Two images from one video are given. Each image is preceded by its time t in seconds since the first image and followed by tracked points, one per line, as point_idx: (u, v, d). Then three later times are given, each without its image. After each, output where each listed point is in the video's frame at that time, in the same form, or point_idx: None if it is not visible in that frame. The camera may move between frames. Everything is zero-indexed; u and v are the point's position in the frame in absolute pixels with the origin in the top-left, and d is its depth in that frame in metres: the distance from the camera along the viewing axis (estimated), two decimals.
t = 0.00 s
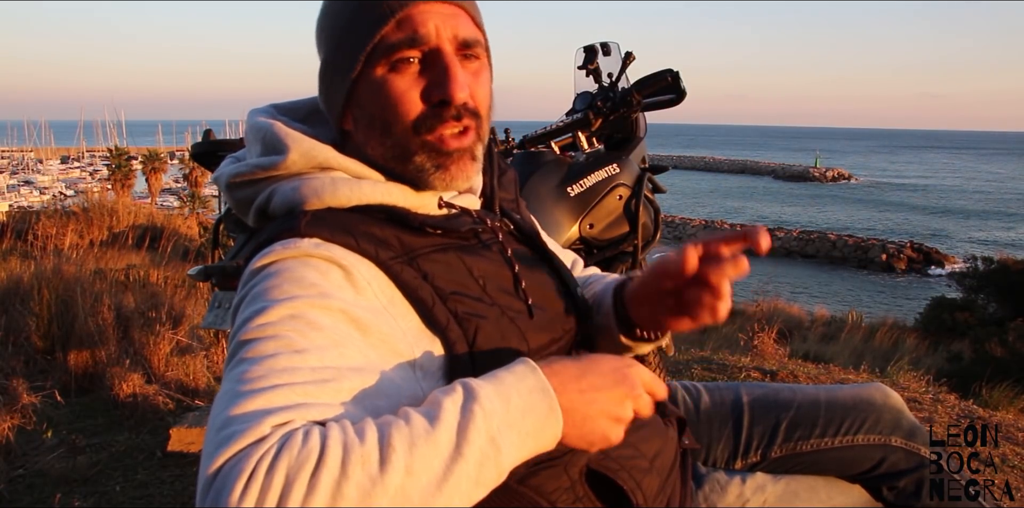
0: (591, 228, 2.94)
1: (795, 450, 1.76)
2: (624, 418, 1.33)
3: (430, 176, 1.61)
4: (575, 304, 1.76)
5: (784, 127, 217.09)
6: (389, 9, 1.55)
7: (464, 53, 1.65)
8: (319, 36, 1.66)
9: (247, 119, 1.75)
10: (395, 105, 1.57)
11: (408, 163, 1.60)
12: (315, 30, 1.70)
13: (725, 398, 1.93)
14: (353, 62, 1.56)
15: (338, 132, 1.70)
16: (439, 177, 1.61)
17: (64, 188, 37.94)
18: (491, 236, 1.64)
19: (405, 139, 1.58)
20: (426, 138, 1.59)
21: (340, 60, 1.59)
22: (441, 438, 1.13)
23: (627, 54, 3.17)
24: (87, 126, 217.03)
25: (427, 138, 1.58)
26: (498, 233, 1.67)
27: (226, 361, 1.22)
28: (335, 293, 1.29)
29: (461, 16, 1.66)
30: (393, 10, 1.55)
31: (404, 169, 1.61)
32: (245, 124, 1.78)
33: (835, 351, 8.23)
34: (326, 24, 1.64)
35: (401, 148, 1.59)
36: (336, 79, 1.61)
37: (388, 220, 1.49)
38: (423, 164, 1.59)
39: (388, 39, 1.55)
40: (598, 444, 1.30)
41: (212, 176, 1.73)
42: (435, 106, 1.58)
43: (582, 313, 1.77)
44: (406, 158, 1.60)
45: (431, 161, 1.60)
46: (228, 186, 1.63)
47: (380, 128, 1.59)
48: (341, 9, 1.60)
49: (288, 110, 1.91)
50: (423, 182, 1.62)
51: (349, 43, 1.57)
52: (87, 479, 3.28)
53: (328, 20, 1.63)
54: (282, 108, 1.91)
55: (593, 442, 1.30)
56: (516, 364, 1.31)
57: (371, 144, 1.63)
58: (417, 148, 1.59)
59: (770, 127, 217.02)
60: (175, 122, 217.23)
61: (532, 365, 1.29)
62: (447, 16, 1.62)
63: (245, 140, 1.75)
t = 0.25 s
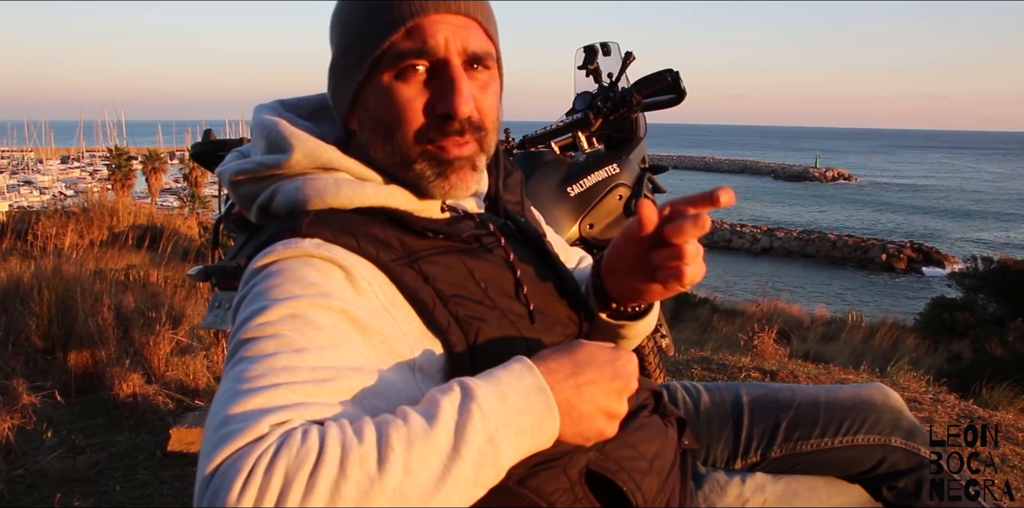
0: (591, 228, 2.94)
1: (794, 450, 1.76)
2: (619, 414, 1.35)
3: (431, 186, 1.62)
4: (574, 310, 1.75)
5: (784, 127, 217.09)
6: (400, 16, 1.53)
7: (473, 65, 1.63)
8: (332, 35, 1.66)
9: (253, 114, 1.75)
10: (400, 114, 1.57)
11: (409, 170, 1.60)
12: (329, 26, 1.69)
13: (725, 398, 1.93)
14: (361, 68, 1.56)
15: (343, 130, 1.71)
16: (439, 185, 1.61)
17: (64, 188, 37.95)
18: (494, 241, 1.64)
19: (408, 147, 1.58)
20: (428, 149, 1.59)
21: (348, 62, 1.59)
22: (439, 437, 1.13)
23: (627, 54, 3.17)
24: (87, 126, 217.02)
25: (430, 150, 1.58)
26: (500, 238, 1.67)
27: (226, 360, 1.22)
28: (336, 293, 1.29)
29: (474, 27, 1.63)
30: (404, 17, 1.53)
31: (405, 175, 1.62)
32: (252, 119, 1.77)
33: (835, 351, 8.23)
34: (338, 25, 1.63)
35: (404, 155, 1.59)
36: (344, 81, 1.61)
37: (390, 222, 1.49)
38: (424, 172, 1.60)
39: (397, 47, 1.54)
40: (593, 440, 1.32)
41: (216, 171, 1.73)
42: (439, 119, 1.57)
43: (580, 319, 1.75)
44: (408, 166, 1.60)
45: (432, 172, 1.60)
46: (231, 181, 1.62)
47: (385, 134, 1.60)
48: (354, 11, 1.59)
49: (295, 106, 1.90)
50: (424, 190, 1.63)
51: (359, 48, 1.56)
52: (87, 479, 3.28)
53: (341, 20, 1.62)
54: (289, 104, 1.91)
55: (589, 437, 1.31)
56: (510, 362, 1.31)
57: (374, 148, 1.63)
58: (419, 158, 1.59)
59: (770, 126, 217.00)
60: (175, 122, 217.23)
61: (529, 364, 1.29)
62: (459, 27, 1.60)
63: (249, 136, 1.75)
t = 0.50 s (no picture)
0: (591, 228, 2.94)
1: (794, 450, 1.76)
2: (622, 412, 1.36)
3: (434, 193, 1.62)
4: (574, 313, 1.74)
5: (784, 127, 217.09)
6: (408, 23, 1.53)
7: (480, 73, 1.63)
8: (338, 36, 1.65)
9: (255, 113, 1.75)
10: (405, 121, 1.57)
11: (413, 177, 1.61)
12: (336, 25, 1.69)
13: (725, 398, 1.93)
14: (366, 73, 1.56)
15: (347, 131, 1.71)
16: (443, 194, 1.62)
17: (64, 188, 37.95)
18: (495, 244, 1.64)
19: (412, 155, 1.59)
20: (432, 157, 1.59)
21: (354, 66, 1.59)
22: (439, 438, 1.13)
23: (627, 54, 3.17)
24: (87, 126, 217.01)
25: (434, 159, 1.59)
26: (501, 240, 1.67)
27: (227, 361, 1.22)
28: (337, 294, 1.29)
29: (482, 34, 1.63)
30: (412, 24, 1.53)
31: (409, 181, 1.62)
32: (254, 117, 1.77)
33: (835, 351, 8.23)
34: (345, 26, 1.62)
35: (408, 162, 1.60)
36: (349, 85, 1.61)
37: (390, 224, 1.50)
38: (428, 180, 1.61)
39: (403, 54, 1.53)
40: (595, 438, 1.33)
41: (217, 170, 1.73)
42: (444, 128, 1.57)
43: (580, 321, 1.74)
44: (412, 173, 1.61)
45: (436, 180, 1.61)
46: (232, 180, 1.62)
47: (389, 140, 1.60)
48: (361, 13, 1.59)
49: (297, 104, 1.90)
50: (427, 197, 1.63)
51: (365, 52, 1.56)
52: (87, 479, 3.28)
53: (348, 22, 1.61)
54: (292, 102, 1.91)
55: (591, 435, 1.31)
56: (511, 361, 1.32)
57: (378, 152, 1.64)
58: (424, 166, 1.60)
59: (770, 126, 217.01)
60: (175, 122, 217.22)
61: (530, 364, 1.29)
62: (467, 35, 1.59)
63: (251, 135, 1.75)
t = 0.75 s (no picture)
0: (591, 228, 2.94)
1: (794, 450, 1.76)
2: (623, 417, 1.35)
3: (433, 198, 1.62)
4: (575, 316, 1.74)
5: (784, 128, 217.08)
6: (409, 26, 1.53)
7: (481, 76, 1.62)
8: (340, 36, 1.66)
9: (257, 113, 1.75)
10: (405, 124, 1.57)
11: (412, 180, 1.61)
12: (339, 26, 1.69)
13: (725, 398, 1.93)
14: (367, 75, 1.56)
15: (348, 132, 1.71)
16: (440, 201, 1.62)
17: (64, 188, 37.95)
18: (495, 246, 1.64)
19: (411, 158, 1.58)
20: (432, 161, 1.59)
21: (355, 67, 1.59)
22: (441, 441, 1.13)
23: (627, 54, 3.17)
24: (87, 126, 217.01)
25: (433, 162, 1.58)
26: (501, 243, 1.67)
27: (227, 361, 1.22)
28: (338, 295, 1.29)
29: (483, 38, 1.63)
30: (413, 27, 1.53)
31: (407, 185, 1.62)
32: (255, 117, 1.78)
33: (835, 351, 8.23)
34: (347, 27, 1.63)
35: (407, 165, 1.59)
36: (350, 86, 1.61)
37: (391, 226, 1.50)
38: (427, 184, 1.60)
39: (404, 56, 1.53)
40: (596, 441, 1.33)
41: (218, 169, 1.73)
42: (443, 132, 1.57)
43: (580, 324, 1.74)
44: (411, 177, 1.60)
45: (435, 184, 1.60)
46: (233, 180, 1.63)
47: (388, 142, 1.60)
48: (363, 15, 1.59)
49: (299, 104, 1.90)
50: (425, 201, 1.62)
51: (366, 54, 1.56)
52: (87, 479, 3.28)
53: (351, 23, 1.62)
54: (293, 101, 1.91)
55: (592, 438, 1.31)
56: (513, 364, 1.31)
57: (377, 155, 1.64)
58: (423, 169, 1.59)
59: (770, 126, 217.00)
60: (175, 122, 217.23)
61: (534, 366, 1.28)
62: (468, 39, 1.59)
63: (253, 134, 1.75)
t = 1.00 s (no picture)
0: (591, 228, 2.94)
1: (794, 451, 1.76)
2: (626, 423, 1.35)
3: (432, 199, 1.62)
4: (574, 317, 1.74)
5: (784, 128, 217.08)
6: (409, 27, 1.52)
7: (481, 78, 1.62)
8: (341, 37, 1.65)
9: (257, 113, 1.75)
10: (405, 126, 1.57)
11: (411, 181, 1.61)
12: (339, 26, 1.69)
13: (725, 398, 1.93)
14: (366, 77, 1.56)
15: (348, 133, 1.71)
16: (440, 203, 1.63)
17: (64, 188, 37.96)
18: (496, 247, 1.64)
19: (410, 160, 1.59)
20: (431, 162, 1.59)
21: (355, 68, 1.59)
22: (443, 444, 1.13)
23: (627, 54, 3.17)
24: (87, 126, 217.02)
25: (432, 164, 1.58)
26: (501, 244, 1.67)
27: (227, 362, 1.22)
28: (338, 296, 1.29)
29: (484, 40, 1.62)
30: (413, 28, 1.52)
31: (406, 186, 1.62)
32: (255, 117, 1.77)
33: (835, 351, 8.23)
34: (348, 28, 1.62)
35: (406, 166, 1.59)
36: (350, 87, 1.61)
37: (391, 226, 1.50)
38: (425, 186, 1.60)
39: (404, 58, 1.53)
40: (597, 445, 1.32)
41: (218, 169, 1.73)
42: (443, 133, 1.57)
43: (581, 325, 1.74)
44: (409, 178, 1.61)
45: (434, 185, 1.61)
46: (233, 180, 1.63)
47: (387, 144, 1.60)
48: (363, 16, 1.59)
49: (299, 104, 1.90)
50: (424, 202, 1.63)
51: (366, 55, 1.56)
52: (87, 479, 3.27)
53: (351, 24, 1.61)
54: (293, 102, 1.91)
55: (592, 441, 1.31)
56: (515, 367, 1.31)
57: (377, 156, 1.64)
58: (421, 171, 1.59)
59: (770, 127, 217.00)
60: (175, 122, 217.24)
61: (536, 369, 1.28)
62: (469, 41, 1.59)
63: (253, 135, 1.75)
